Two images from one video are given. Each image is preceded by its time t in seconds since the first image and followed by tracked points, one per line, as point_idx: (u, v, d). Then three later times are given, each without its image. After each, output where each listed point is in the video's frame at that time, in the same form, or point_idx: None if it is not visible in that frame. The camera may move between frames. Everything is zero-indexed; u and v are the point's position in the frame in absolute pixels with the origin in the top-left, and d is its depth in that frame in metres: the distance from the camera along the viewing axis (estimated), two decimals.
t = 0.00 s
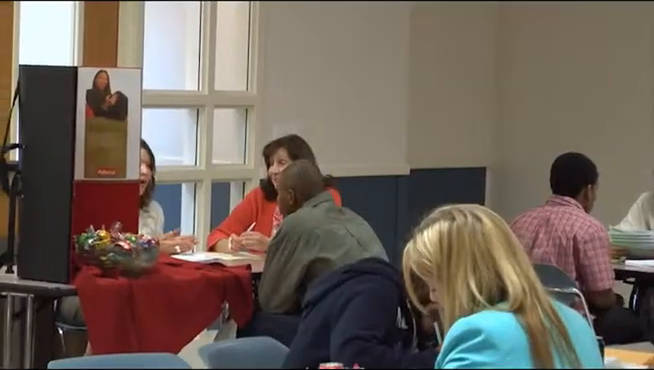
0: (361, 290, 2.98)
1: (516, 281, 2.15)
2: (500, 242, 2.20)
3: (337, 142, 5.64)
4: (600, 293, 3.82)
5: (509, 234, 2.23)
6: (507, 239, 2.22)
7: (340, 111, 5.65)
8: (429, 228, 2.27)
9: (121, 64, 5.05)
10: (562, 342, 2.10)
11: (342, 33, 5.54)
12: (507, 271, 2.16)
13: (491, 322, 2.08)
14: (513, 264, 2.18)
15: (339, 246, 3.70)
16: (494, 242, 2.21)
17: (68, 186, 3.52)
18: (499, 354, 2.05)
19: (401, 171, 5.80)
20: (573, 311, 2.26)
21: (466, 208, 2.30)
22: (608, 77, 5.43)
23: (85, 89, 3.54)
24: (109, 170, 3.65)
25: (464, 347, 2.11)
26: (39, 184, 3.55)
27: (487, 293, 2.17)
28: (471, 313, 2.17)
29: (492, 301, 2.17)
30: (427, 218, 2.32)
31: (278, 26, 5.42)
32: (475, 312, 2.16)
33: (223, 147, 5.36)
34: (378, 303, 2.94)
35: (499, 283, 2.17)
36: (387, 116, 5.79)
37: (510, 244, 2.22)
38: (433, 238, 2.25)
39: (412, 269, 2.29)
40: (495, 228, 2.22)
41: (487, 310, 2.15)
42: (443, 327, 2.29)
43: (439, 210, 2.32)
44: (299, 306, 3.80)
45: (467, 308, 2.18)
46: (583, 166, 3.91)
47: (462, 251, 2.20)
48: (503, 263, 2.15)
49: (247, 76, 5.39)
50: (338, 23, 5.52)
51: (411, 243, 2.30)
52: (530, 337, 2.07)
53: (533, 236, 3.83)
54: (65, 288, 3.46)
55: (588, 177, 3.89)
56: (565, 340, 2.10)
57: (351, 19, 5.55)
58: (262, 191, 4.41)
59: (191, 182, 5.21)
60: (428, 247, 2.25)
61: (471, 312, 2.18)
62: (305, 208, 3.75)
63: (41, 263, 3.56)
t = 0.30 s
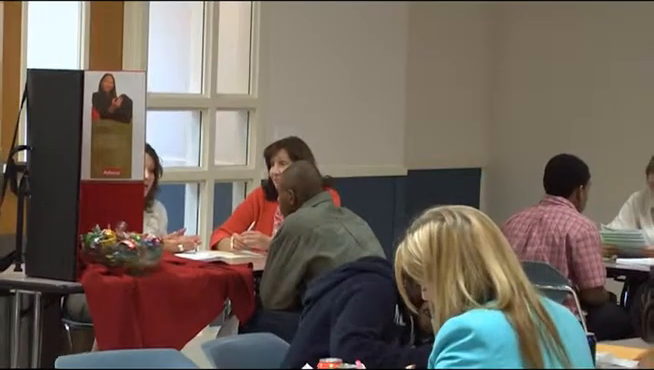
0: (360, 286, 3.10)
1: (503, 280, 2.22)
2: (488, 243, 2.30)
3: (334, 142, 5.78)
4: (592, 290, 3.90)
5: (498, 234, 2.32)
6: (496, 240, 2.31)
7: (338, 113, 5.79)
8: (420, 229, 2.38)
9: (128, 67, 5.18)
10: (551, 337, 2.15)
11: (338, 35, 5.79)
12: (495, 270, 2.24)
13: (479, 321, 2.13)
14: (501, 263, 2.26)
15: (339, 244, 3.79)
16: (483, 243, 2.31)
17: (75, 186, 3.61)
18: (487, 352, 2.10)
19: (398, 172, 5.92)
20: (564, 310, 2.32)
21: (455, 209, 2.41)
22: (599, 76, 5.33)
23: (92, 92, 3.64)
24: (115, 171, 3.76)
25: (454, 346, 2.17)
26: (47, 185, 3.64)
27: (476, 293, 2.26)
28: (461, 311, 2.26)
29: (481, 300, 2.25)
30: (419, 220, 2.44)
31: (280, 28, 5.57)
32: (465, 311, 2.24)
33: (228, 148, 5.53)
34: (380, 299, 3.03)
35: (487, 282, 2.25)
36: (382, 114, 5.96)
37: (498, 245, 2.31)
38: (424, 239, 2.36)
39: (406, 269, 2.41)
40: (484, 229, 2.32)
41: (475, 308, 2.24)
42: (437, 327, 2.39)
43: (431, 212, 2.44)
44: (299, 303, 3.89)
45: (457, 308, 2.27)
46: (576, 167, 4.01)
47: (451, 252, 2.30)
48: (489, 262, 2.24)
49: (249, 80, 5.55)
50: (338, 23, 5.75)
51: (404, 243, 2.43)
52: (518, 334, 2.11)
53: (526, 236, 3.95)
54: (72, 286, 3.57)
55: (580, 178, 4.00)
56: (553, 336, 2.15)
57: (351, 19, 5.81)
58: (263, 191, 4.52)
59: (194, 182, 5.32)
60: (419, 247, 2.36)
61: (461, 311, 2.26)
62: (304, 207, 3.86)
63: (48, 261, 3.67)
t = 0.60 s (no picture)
0: (358, 283, 3.21)
1: (496, 279, 2.26)
2: (480, 243, 2.32)
3: (335, 142, 5.87)
4: (584, 286, 4.02)
5: (489, 234, 2.35)
6: (487, 239, 2.34)
7: (338, 114, 5.88)
8: (414, 230, 2.39)
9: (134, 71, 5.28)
10: (542, 332, 2.21)
11: (339, 33, 5.86)
12: (487, 269, 2.28)
13: (473, 319, 2.19)
14: (492, 262, 2.30)
15: (338, 242, 3.90)
16: (475, 242, 2.33)
17: (81, 186, 3.75)
18: (482, 350, 2.16)
19: (397, 172, 6.03)
20: (554, 305, 2.37)
21: (448, 209, 2.43)
22: (599, 76, 5.43)
23: (99, 95, 3.75)
24: (120, 171, 3.86)
25: (449, 346, 2.22)
26: (55, 185, 3.79)
27: (468, 292, 2.29)
28: (455, 310, 2.29)
29: (474, 299, 2.28)
30: (412, 220, 2.45)
31: (280, 27, 5.65)
32: (459, 309, 2.28)
33: (230, 148, 5.64)
34: (378, 296, 3.17)
35: (479, 281, 2.29)
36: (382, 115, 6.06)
37: (490, 244, 2.35)
38: (418, 239, 2.37)
39: (400, 269, 2.42)
40: (476, 229, 2.34)
41: (469, 307, 2.27)
42: (431, 325, 2.41)
43: (424, 212, 2.45)
44: (300, 299, 4.00)
45: (451, 307, 2.30)
46: (569, 168, 4.13)
47: (444, 252, 2.32)
48: (482, 262, 2.27)
49: (251, 85, 5.65)
50: (339, 23, 5.84)
51: (398, 244, 2.43)
52: (510, 330, 2.17)
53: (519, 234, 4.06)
54: (80, 283, 3.70)
55: (572, 178, 4.10)
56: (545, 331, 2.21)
57: (352, 19, 5.88)
58: (264, 191, 4.64)
59: (198, 182, 5.43)
60: (414, 247, 2.37)
61: (455, 310, 2.29)
62: (305, 207, 3.98)
63: (56, 259, 3.80)
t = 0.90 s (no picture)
0: (357, 280, 3.34)
1: (488, 277, 2.37)
2: (474, 243, 2.43)
3: (336, 142, 5.99)
4: (574, 283, 4.16)
5: (482, 235, 2.46)
6: (481, 240, 2.45)
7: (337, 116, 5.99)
8: (410, 231, 2.50)
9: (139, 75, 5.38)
10: (533, 330, 2.29)
11: (339, 34, 5.96)
12: (480, 268, 2.39)
13: (467, 318, 2.27)
14: (485, 262, 2.41)
15: (336, 240, 4.00)
16: (469, 243, 2.44)
17: (88, 186, 3.87)
18: (475, 346, 2.24)
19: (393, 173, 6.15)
20: (546, 304, 2.46)
21: (442, 212, 2.54)
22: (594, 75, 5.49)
23: (105, 98, 3.88)
24: (126, 172, 3.99)
25: (444, 342, 2.30)
26: (62, 185, 3.90)
27: (462, 290, 2.39)
28: (449, 308, 2.39)
29: (467, 297, 2.39)
30: (408, 222, 2.56)
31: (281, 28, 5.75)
32: (452, 307, 2.37)
33: (232, 150, 5.75)
34: (375, 293, 3.30)
35: (472, 279, 2.39)
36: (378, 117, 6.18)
37: (484, 245, 2.45)
38: (413, 239, 2.48)
39: (396, 269, 2.52)
40: (469, 230, 2.45)
41: (461, 305, 2.37)
42: (426, 323, 2.50)
43: (419, 215, 2.56)
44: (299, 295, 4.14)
45: (445, 305, 2.40)
46: (562, 169, 4.25)
47: (439, 251, 2.43)
48: (475, 261, 2.38)
49: (252, 87, 5.75)
50: (340, 24, 5.95)
51: (395, 245, 2.54)
52: (503, 327, 2.25)
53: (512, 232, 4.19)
54: (87, 280, 3.81)
55: (565, 179, 4.22)
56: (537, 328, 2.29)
57: (352, 20, 5.99)
58: (265, 191, 4.76)
59: (201, 183, 5.55)
60: (409, 247, 2.48)
61: (449, 308, 2.39)
62: (305, 206, 4.09)
63: (64, 256, 3.92)
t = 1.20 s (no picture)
0: (355, 277, 3.44)
1: (481, 278, 2.44)
2: (467, 245, 2.50)
3: (336, 142, 6.12)
4: (566, 281, 4.26)
5: (476, 237, 2.53)
6: (474, 242, 2.52)
7: (336, 117, 6.12)
8: (405, 233, 2.58)
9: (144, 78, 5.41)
10: (525, 328, 2.37)
11: (339, 35, 6.07)
12: (473, 269, 2.46)
13: (461, 317, 2.35)
14: (478, 263, 2.48)
15: (335, 239, 4.14)
16: (462, 245, 2.51)
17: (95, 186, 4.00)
18: (468, 344, 2.32)
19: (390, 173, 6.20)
20: (537, 301, 2.54)
21: (437, 213, 2.61)
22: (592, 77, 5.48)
23: (111, 101, 4.01)
24: (132, 172, 4.12)
25: (437, 340, 2.38)
26: (70, 185, 4.03)
27: (456, 291, 2.47)
28: (443, 308, 2.47)
29: (461, 297, 2.46)
30: (404, 224, 2.63)
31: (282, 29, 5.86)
32: (446, 307, 2.45)
33: (234, 151, 5.88)
34: (373, 289, 3.41)
35: (465, 280, 2.47)
36: (377, 116, 6.27)
37: (477, 247, 2.52)
38: (409, 241, 2.55)
39: (393, 269, 2.60)
40: (463, 233, 2.52)
41: (455, 305, 2.45)
42: (421, 321, 2.58)
43: (415, 216, 2.63)
44: (300, 292, 4.26)
45: (439, 305, 2.47)
46: (554, 170, 4.39)
47: (434, 253, 2.50)
48: (468, 263, 2.45)
49: (253, 89, 5.90)
50: (341, 24, 6.06)
51: (391, 246, 2.62)
52: (496, 326, 2.33)
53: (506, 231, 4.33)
54: (93, 277, 3.94)
55: (556, 180, 4.36)
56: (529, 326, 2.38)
57: (352, 20, 6.11)
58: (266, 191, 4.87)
59: (204, 183, 5.65)
60: (405, 249, 2.55)
61: (443, 308, 2.47)
62: (305, 206, 4.22)
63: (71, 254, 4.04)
